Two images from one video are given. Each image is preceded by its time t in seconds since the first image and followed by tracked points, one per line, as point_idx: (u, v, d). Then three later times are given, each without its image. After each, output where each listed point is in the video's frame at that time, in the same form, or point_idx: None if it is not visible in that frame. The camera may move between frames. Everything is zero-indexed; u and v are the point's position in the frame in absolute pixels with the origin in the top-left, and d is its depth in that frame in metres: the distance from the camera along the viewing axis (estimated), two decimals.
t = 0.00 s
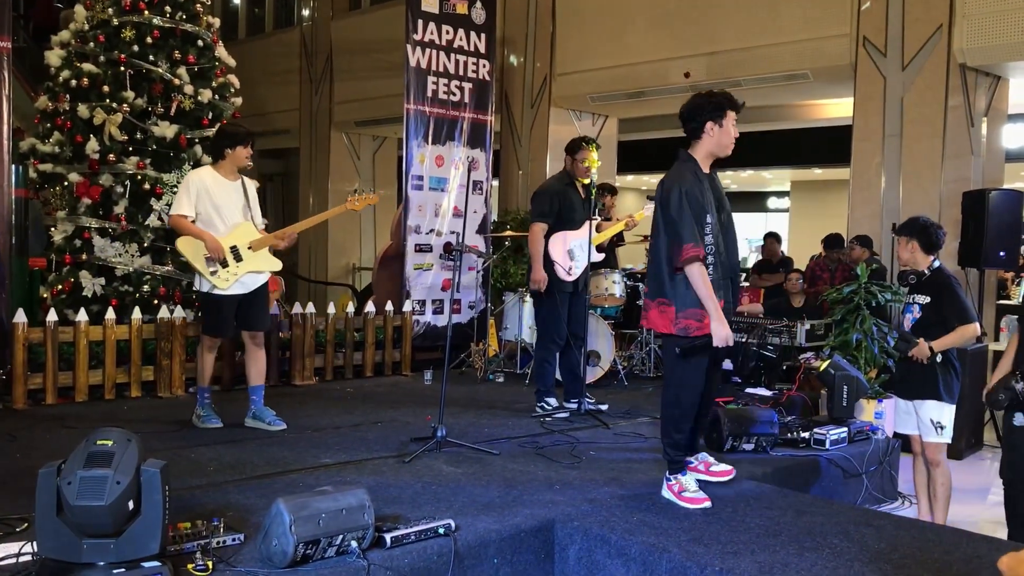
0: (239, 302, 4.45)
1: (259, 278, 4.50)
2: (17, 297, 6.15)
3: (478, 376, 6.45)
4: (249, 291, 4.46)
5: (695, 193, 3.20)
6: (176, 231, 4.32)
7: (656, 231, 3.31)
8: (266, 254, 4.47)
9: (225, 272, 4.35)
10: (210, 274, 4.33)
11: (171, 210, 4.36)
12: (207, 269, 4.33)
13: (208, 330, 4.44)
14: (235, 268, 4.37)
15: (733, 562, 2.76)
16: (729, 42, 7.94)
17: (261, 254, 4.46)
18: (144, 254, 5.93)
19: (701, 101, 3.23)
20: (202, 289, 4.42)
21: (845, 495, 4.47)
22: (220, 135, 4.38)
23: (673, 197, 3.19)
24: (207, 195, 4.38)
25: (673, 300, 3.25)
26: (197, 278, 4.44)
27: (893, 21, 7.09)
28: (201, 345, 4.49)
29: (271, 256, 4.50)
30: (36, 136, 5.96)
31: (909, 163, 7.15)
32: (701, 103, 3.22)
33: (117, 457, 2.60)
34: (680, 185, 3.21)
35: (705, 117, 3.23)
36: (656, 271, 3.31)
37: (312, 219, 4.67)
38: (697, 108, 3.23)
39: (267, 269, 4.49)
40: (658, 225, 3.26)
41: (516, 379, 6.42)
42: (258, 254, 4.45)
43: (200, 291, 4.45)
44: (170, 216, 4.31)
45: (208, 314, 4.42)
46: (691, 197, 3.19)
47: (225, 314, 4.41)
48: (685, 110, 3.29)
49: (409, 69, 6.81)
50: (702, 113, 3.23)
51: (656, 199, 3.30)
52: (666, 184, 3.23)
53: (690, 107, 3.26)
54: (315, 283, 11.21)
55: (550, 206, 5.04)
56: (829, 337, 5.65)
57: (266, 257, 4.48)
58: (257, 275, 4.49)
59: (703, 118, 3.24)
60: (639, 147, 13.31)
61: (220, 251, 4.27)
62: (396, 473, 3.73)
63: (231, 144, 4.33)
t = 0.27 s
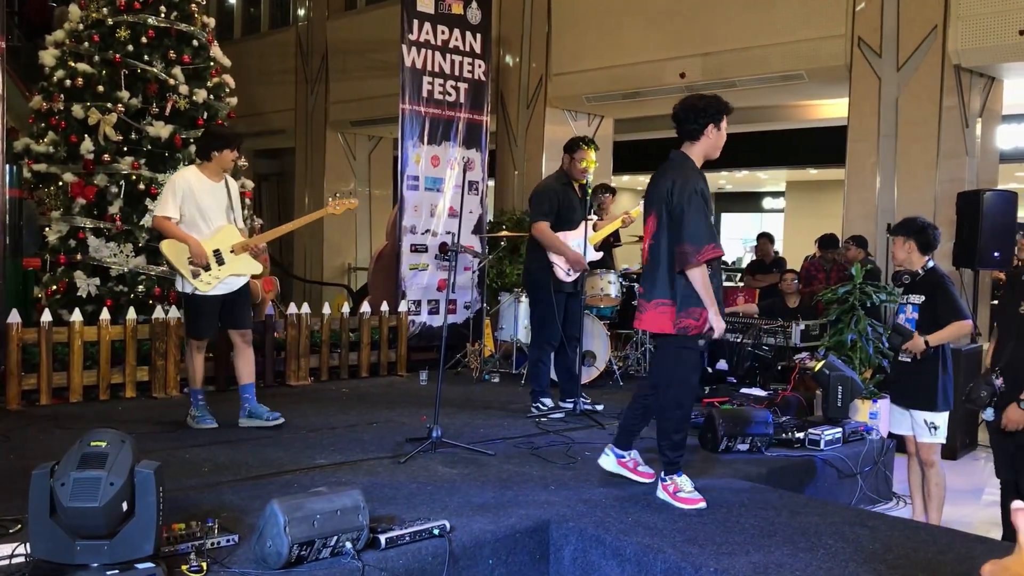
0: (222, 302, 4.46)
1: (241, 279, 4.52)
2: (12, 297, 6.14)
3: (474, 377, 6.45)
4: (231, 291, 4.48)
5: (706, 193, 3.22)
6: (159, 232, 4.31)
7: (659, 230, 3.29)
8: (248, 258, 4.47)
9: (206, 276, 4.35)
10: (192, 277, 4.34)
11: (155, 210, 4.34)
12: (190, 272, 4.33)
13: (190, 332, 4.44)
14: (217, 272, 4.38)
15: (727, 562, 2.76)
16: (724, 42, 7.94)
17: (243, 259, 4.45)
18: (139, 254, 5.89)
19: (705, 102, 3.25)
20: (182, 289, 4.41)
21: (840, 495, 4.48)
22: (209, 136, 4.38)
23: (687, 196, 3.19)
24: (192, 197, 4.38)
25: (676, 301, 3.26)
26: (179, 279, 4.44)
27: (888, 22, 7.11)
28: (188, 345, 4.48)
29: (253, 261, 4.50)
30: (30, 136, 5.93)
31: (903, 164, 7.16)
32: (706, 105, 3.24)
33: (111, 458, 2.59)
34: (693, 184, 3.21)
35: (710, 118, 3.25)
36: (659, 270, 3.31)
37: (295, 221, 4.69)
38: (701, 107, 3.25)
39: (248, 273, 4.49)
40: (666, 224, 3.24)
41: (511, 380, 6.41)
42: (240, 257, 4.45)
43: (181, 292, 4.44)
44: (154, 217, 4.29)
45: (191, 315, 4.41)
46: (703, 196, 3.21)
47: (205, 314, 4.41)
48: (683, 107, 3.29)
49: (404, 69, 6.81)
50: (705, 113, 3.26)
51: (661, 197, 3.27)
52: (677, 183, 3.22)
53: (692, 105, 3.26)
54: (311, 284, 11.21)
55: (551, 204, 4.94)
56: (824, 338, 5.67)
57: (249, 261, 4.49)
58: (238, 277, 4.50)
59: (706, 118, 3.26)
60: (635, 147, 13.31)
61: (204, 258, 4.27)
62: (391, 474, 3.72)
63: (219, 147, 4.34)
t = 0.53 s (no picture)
0: (213, 304, 4.46)
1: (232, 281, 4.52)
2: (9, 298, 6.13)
3: (470, 379, 6.44)
4: (223, 293, 4.48)
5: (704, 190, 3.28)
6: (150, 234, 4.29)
7: (658, 231, 3.27)
8: (239, 260, 4.46)
9: (198, 278, 4.35)
10: (184, 280, 4.34)
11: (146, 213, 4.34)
12: (181, 274, 4.34)
13: (182, 332, 4.42)
14: (208, 274, 4.37)
15: (725, 564, 2.76)
16: (721, 44, 7.95)
17: (235, 260, 4.44)
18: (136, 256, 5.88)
19: (691, 112, 3.25)
20: (174, 290, 4.42)
21: (838, 497, 4.48)
22: (203, 139, 4.37)
23: (692, 193, 3.21)
24: (184, 200, 4.38)
25: (681, 300, 3.27)
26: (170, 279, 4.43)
27: (885, 24, 7.12)
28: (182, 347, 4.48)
29: (246, 262, 4.49)
30: (27, 137, 5.93)
31: (900, 166, 7.17)
32: (691, 116, 3.24)
33: (107, 461, 2.59)
34: (693, 182, 3.25)
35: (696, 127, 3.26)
36: (660, 271, 3.29)
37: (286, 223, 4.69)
38: (686, 117, 3.24)
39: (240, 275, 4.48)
40: (671, 224, 3.22)
41: (508, 382, 6.41)
42: (231, 259, 4.44)
43: (173, 293, 4.45)
44: (145, 220, 4.29)
45: (179, 318, 4.40)
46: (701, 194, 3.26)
47: (198, 316, 4.40)
48: (669, 112, 3.28)
49: (401, 71, 6.80)
50: (691, 122, 3.25)
51: (659, 198, 3.26)
52: (680, 181, 3.23)
53: (677, 114, 3.25)
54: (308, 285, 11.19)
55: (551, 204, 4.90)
56: (821, 340, 5.68)
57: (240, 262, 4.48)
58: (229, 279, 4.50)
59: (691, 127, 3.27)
60: (632, 148, 13.32)
61: (197, 260, 4.28)
62: (388, 476, 3.72)
63: (212, 149, 4.34)
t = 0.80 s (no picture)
0: (212, 308, 4.48)
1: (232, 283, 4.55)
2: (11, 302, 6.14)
3: (472, 382, 6.43)
4: (222, 296, 4.51)
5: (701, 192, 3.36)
6: (152, 239, 4.30)
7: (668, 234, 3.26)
8: (240, 263, 4.51)
9: (200, 280, 4.38)
10: (186, 282, 4.36)
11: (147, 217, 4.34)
12: (183, 277, 4.36)
13: (183, 335, 4.41)
14: (210, 276, 4.41)
15: (726, 568, 2.77)
16: (722, 48, 7.96)
17: (235, 263, 4.49)
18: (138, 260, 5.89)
19: (679, 116, 3.29)
20: (175, 293, 4.43)
21: (840, 501, 4.47)
22: (202, 143, 4.37)
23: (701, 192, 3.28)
24: (184, 204, 4.38)
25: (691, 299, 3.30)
26: (170, 282, 4.44)
27: (885, 28, 7.13)
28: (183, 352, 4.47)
29: (245, 266, 4.54)
30: (29, 141, 5.95)
31: (901, 169, 7.18)
32: (677, 119, 3.28)
33: (110, 465, 2.59)
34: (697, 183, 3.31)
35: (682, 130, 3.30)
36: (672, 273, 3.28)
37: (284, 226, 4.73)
38: (673, 121, 3.28)
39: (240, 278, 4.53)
40: (685, 224, 3.25)
41: (510, 385, 6.41)
42: (232, 262, 4.48)
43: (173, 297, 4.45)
44: (146, 224, 4.28)
45: (181, 321, 4.40)
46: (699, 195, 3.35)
47: (199, 318, 4.41)
48: (656, 116, 3.31)
49: (403, 75, 6.81)
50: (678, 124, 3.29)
51: (668, 200, 3.26)
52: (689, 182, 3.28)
53: (663, 117, 3.28)
54: (310, 289, 11.20)
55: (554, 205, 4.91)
56: (822, 344, 5.68)
57: (241, 265, 4.52)
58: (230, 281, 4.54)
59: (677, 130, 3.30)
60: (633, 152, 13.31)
61: (200, 263, 4.29)
62: (390, 480, 3.72)
63: (212, 154, 4.35)
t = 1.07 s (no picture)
0: (215, 312, 4.49)
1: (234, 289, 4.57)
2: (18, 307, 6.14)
3: (477, 387, 6.43)
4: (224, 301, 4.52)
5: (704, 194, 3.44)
6: (157, 243, 4.32)
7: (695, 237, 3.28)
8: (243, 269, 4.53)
9: (204, 285, 4.39)
10: (190, 287, 4.36)
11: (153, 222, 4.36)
12: (188, 281, 4.36)
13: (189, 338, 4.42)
14: (214, 281, 4.42)
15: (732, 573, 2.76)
16: (727, 53, 7.96)
17: (238, 269, 4.51)
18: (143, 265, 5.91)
19: (682, 119, 3.28)
20: (177, 296, 4.45)
21: (846, 506, 4.47)
22: (207, 150, 4.41)
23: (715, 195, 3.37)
24: (189, 210, 4.41)
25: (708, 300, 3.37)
26: (174, 286, 4.45)
27: (890, 33, 7.13)
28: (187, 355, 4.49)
29: (246, 273, 4.55)
30: (36, 147, 5.97)
31: (906, 174, 7.17)
32: (681, 123, 3.27)
33: (117, 469, 2.60)
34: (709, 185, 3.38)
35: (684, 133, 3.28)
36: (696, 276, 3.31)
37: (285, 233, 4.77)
38: (676, 124, 3.27)
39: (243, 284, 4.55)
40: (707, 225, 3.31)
41: (515, 390, 6.40)
42: (235, 268, 4.50)
43: (176, 301, 4.47)
44: (152, 229, 4.31)
45: (184, 324, 4.42)
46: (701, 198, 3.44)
47: (200, 322, 4.40)
48: (660, 119, 3.30)
49: (408, 81, 6.82)
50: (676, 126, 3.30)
51: (694, 202, 3.28)
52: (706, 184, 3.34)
53: (666, 120, 3.28)
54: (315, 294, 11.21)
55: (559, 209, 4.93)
56: (828, 348, 5.67)
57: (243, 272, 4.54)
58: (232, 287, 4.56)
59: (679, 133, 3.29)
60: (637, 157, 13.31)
61: (205, 267, 4.32)
62: (395, 485, 3.72)
63: (218, 160, 4.39)
